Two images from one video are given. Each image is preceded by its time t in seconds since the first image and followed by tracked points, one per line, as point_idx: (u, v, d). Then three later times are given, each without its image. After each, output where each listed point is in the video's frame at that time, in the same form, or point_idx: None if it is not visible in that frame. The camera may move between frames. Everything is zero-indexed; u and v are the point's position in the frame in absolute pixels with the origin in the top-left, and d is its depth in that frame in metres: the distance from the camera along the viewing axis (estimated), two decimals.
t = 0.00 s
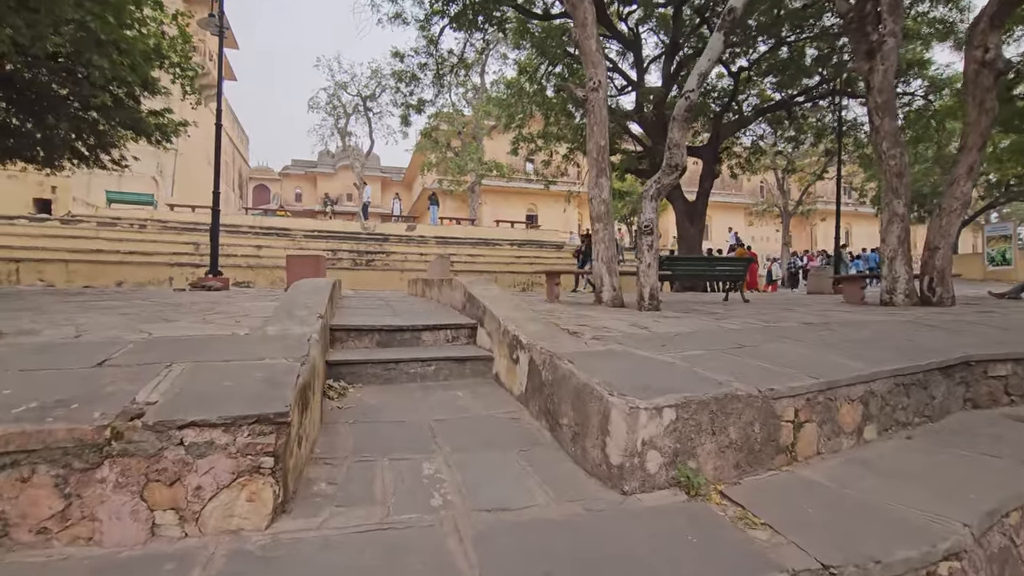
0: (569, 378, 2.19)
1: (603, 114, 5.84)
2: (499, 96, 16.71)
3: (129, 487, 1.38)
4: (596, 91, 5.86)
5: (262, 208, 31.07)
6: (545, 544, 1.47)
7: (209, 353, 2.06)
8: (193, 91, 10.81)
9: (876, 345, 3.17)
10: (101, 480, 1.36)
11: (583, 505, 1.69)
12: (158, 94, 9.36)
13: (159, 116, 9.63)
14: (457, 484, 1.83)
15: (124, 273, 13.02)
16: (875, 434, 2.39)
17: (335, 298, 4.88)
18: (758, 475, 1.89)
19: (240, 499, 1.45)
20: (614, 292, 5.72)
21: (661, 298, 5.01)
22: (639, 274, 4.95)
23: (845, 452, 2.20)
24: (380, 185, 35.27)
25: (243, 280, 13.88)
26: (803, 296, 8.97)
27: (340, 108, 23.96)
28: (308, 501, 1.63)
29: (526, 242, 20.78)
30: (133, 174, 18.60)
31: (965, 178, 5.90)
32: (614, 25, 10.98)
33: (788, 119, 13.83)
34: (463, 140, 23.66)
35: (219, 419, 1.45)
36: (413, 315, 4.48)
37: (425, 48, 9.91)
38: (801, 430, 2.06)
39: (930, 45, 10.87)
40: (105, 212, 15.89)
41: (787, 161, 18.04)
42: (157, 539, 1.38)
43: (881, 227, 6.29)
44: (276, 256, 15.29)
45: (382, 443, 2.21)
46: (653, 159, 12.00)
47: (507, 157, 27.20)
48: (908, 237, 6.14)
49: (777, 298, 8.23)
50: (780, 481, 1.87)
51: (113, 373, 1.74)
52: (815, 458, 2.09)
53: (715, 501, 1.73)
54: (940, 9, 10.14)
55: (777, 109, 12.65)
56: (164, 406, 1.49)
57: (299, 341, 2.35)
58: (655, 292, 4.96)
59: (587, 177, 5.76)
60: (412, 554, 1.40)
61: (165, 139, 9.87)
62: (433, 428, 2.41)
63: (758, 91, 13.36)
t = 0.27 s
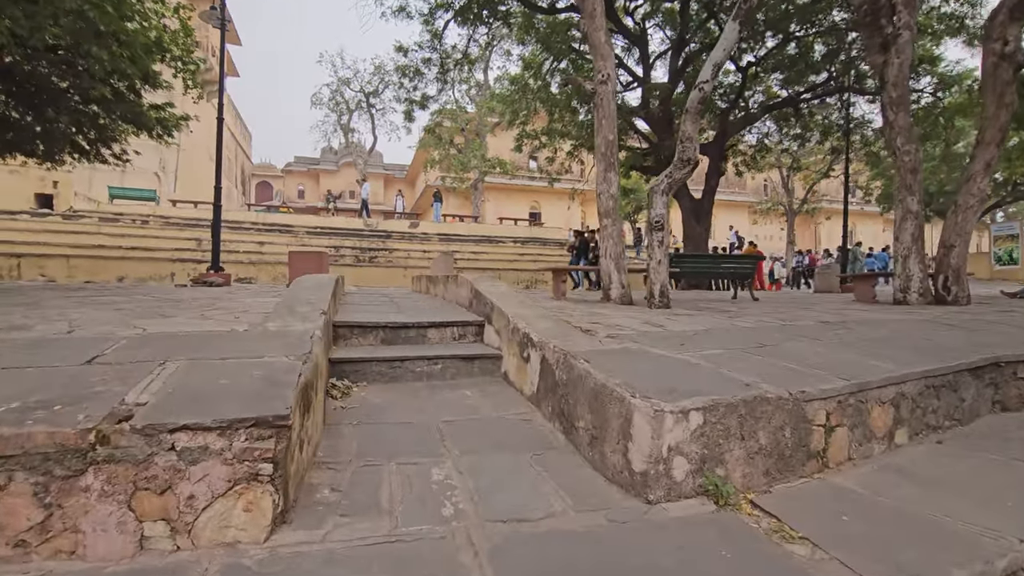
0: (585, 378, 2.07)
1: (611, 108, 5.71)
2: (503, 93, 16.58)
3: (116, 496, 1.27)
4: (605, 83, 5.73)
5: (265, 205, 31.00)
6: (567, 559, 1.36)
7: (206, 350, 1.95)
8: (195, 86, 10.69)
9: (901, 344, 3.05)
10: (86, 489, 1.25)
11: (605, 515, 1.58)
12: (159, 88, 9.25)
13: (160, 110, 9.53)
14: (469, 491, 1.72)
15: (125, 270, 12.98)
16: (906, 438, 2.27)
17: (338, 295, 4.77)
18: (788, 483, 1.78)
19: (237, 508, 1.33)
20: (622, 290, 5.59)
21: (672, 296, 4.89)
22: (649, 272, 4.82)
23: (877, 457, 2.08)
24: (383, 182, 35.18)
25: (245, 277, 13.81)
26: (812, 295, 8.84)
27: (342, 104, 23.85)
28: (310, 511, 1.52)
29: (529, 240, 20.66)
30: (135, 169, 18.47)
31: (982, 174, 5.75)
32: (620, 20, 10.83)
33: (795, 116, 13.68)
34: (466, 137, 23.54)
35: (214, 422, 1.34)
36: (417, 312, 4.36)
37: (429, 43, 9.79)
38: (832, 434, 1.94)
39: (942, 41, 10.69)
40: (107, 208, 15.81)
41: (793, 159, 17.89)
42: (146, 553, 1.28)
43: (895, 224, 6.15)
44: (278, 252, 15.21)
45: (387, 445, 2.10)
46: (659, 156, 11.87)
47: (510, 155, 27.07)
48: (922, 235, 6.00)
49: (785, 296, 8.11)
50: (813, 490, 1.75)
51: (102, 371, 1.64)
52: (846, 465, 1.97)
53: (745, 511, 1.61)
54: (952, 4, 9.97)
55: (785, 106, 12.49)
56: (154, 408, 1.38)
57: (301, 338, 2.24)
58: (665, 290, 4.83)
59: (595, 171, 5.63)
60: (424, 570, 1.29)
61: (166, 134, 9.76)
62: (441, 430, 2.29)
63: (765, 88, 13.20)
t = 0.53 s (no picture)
0: (619, 402, 1.87)
1: (625, 110, 5.53)
2: (508, 96, 16.44)
3: (90, 556, 1.08)
4: (618, 84, 5.55)
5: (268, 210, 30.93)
6: None
7: (202, 371, 1.76)
8: (198, 90, 10.56)
9: (947, 359, 2.84)
10: (54, 547, 1.06)
11: (653, 565, 1.38)
12: (160, 91, 9.12)
13: (161, 114, 9.39)
14: (495, 534, 1.52)
15: (126, 276, 12.69)
16: (969, 466, 2.07)
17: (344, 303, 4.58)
18: (855, 524, 1.58)
19: (232, 567, 1.14)
20: (637, 298, 5.39)
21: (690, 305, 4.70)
22: (666, 280, 4.63)
23: (943, 490, 1.88)
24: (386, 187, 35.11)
25: (248, 282, 13.66)
26: (826, 302, 8.65)
27: (346, 109, 23.78)
28: (316, 563, 1.32)
29: (533, 245, 20.51)
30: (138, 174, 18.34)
31: (1010, 177, 5.55)
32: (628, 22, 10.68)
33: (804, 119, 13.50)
34: (470, 141, 23.43)
35: (206, 465, 1.15)
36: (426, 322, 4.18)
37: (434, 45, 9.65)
38: (897, 466, 1.74)
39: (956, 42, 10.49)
40: (109, 213, 15.69)
41: (801, 163, 17.72)
42: None
43: (918, 229, 5.96)
44: (281, 257, 15.05)
45: (401, 475, 1.91)
46: (667, 160, 11.69)
47: (514, 159, 26.96)
48: (947, 240, 5.82)
49: (800, 303, 7.91)
50: (883, 532, 1.55)
51: (82, 400, 1.45)
52: (912, 500, 1.77)
53: (813, 560, 1.41)
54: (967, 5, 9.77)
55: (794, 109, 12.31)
56: (137, 448, 1.19)
57: (305, 356, 2.04)
58: (683, 299, 4.64)
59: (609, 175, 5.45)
60: None
61: (167, 138, 9.62)
62: (458, 457, 2.10)
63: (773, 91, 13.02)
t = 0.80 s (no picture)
0: (644, 466, 1.74)
1: (632, 133, 5.46)
2: (510, 114, 16.48)
3: None
4: (625, 108, 5.48)
5: (271, 227, 30.97)
6: None
7: (196, 438, 1.64)
8: (202, 111, 10.57)
9: (982, 401, 2.70)
10: None
11: None
12: (164, 114, 9.12)
13: (164, 136, 9.37)
14: None
15: (127, 295, 12.58)
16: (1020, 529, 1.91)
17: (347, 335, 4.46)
18: None
19: None
20: (647, 325, 5.26)
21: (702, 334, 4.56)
22: (678, 308, 4.50)
23: (996, 560, 1.72)
24: (389, 203, 35.23)
25: (250, 301, 13.57)
26: (836, 322, 8.51)
27: (349, 127, 23.92)
28: None
29: (536, 261, 20.46)
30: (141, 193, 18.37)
31: None
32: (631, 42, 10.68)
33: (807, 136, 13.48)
34: (472, 158, 23.49)
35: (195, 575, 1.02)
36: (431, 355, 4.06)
37: (437, 66, 9.66)
38: (949, 539, 1.60)
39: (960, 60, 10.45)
40: (111, 232, 15.68)
41: (804, 178, 17.70)
42: None
43: (931, 252, 5.84)
44: (283, 276, 14.99)
45: (408, 544, 1.77)
46: (671, 178, 11.64)
47: (517, 175, 27.05)
48: (961, 262, 5.70)
49: (811, 325, 7.77)
50: None
51: (64, 482, 1.33)
52: None
53: None
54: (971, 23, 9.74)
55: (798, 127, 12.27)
56: (117, 551, 1.07)
57: (307, 413, 1.92)
58: (696, 328, 4.51)
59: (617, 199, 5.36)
60: None
61: (170, 160, 9.59)
62: (470, 519, 1.96)
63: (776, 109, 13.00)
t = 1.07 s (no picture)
0: (665, 529, 1.60)
1: (639, 156, 5.39)
2: (514, 134, 16.56)
3: None
4: (631, 130, 5.42)
5: (276, 246, 31.10)
6: None
7: (180, 503, 1.52)
8: (207, 135, 10.62)
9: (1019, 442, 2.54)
10: None
11: None
12: (169, 138, 9.18)
13: (169, 160, 9.40)
14: None
15: (131, 318, 12.52)
16: None
17: (348, 365, 4.34)
18: None
19: None
20: (657, 351, 5.11)
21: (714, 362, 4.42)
22: (689, 336, 4.37)
23: None
24: (394, 222, 35.39)
25: (254, 322, 13.50)
26: (849, 344, 8.33)
27: (354, 147, 24.13)
28: None
29: (541, 280, 20.40)
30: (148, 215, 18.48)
31: None
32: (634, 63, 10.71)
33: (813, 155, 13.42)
34: (476, 177, 23.57)
35: None
36: (435, 387, 3.94)
37: (441, 89, 9.69)
38: None
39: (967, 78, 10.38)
40: (116, 254, 15.73)
41: (810, 196, 17.62)
42: None
43: (948, 275, 5.73)
44: (287, 297, 14.94)
45: None
46: (676, 197, 11.57)
47: (521, 194, 27.14)
48: (980, 285, 5.57)
49: (823, 347, 7.61)
50: None
51: (27, 563, 1.20)
52: None
53: None
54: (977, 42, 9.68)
55: (804, 145, 12.20)
56: None
57: (301, 468, 1.80)
58: (708, 356, 4.37)
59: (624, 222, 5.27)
60: None
61: (175, 184, 9.60)
62: None
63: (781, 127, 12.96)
